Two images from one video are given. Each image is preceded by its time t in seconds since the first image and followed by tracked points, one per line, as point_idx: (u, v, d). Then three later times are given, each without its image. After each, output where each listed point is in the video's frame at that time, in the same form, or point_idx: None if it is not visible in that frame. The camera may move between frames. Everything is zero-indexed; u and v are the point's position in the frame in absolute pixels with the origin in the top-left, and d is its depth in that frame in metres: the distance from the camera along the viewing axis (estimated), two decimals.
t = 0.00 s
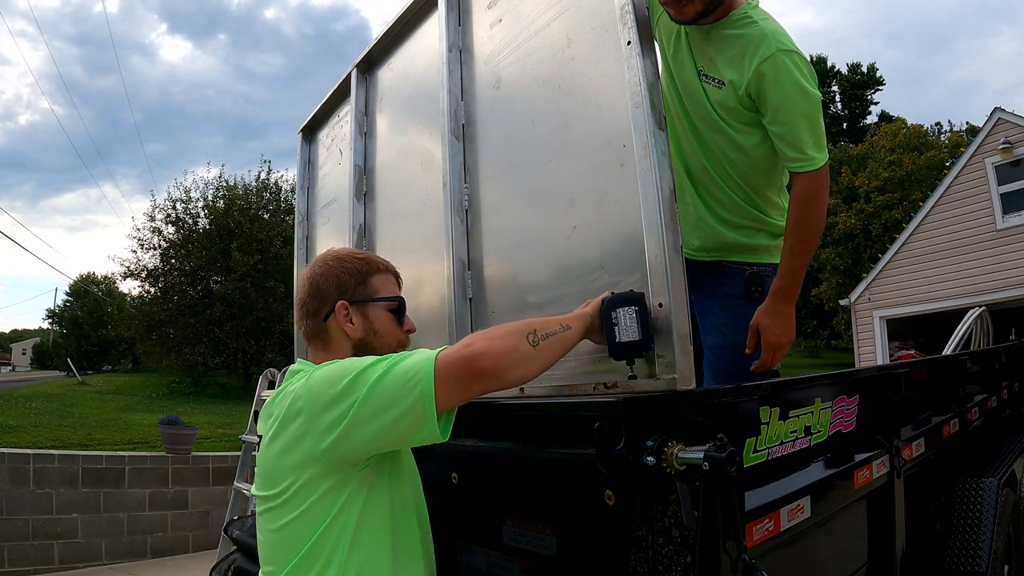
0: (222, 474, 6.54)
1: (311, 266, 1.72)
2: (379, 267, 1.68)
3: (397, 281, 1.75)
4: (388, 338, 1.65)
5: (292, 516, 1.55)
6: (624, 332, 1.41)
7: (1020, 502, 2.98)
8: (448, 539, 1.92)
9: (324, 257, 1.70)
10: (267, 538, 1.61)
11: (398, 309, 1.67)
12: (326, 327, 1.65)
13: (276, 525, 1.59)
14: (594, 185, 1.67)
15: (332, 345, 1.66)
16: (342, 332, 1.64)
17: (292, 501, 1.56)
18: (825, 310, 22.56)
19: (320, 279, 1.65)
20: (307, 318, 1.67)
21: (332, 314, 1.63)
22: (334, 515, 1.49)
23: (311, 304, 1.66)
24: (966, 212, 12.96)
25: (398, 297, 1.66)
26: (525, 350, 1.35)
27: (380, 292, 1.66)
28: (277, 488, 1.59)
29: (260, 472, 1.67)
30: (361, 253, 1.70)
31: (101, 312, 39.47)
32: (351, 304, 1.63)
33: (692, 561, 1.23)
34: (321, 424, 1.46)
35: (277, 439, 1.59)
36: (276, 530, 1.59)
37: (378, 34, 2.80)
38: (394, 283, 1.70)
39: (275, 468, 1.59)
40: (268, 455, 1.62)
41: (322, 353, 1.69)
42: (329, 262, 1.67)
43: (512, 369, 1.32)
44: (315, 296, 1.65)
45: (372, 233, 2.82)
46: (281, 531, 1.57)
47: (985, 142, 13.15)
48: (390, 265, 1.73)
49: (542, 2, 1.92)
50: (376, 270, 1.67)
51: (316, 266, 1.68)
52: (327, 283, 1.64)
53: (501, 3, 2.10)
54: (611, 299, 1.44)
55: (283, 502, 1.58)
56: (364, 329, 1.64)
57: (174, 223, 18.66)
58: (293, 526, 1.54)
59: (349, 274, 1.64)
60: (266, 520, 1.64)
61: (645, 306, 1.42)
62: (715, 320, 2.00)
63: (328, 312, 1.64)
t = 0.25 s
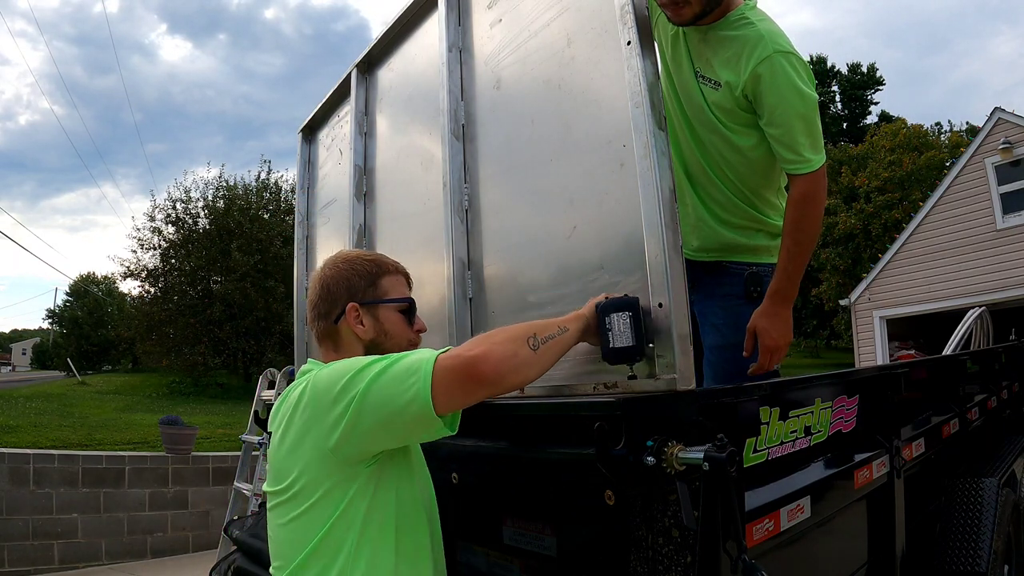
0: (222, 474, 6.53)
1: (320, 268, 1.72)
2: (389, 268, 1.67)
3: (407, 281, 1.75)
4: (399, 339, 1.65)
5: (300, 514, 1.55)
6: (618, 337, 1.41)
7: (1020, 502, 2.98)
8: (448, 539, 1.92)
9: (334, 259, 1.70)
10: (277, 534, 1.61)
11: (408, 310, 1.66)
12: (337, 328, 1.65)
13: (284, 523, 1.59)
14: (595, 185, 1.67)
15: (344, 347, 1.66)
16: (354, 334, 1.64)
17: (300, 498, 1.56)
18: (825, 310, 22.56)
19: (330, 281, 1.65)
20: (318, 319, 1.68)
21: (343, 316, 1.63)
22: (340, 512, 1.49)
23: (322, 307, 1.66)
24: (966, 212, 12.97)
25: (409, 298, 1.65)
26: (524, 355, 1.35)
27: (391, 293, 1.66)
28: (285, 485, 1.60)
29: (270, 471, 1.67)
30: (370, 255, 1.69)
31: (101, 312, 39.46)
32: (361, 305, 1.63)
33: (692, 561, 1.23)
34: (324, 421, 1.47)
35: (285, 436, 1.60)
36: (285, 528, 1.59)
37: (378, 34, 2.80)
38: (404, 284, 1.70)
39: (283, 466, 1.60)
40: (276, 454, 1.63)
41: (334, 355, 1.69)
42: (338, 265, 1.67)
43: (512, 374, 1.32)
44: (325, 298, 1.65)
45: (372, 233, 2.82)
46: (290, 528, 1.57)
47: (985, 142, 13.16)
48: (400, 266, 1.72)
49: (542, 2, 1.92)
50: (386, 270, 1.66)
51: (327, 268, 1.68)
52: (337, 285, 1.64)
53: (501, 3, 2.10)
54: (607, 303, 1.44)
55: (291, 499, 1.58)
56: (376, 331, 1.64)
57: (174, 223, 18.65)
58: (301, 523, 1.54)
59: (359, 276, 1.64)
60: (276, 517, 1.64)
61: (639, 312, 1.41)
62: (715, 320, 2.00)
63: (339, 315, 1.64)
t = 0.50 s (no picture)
0: (222, 474, 6.53)
1: (330, 271, 1.73)
2: (396, 272, 1.66)
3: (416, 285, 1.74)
4: (405, 344, 1.65)
5: (301, 509, 1.55)
6: (634, 338, 1.38)
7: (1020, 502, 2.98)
8: (448, 539, 1.92)
9: (342, 262, 1.70)
10: (277, 530, 1.61)
11: (415, 315, 1.66)
12: (344, 332, 1.66)
13: (284, 519, 1.60)
14: (594, 185, 1.67)
15: (350, 350, 1.67)
16: (360, 338, 1.64)
17: (300, 494, 1.56)
18: (825, 310, 22.57)
19: (337, 285, 1.65)
20: (325, 322, 1.69)
21: (350, 319, 1.63)
22: (341, 509, 1.50)
23: (329, 310, 1.67)
24: (965, 212, 12.97)
25: (415, 303, 1.65)
26: (527, 355, 1.35)
27: (398, 297, 1.65)
28: (287, 481, 1.60)
29: (272, 467, 1.68)
30: (378, 258, 1.68)
31: (101, 312, 39.45)
32: (368, 310, 1.63)
33: (692, 561, 1.23)
34: (327, 418, 1.47)
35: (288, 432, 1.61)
36: (285, 524, 1.59)
37: (378, 34, 2.80)
38: (411, 288, 1.69)
39: (285, 462, 1.61)
40: (279, 449, 1.64)
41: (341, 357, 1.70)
42: (346, 268, 1.66)
43: (515, 374, 1.32)
44: (333, 302, 1.66)
45: (372, 233, 2.82)
46: (290, 524, 1.57)
47: (985, 142, 13.16)
48: (408, 270, 1.72)
49: (541, 1, 1.92)
50: (393, 275, 1.66)
51: (335, 270, 1.69)
52: (344, 289, 1.64)
53: (501, 3, 2.10)
54: (621, 304, 1.40)
55: (292, 494, 1.58)
56: (381, 335, 1.63)
57: (174, 223, 18.65)
58: (301, 519, 1.55)
59: (366, 279, 1.64)
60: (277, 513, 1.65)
61: (656, 312, 1.39)
62: (715, 321, 2.00)
63: (346, 318, 1.65)
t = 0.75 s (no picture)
0: (222, 474, 6.53)
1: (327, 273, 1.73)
2: (394, 275, 1.66)
3: (414, 287, 1.74)
4: (401, 346, 1.64)
5: (300, 507, 1.55)
6: (603, 329, 1.42)
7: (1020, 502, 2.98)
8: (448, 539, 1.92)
9: (340, 265, 1.69)
10: (275, 527, 1.61)
11: (411, 318, 1.65)
12: (341, 334, 1.66)
13: (282, 517, 1.59)
14: (594, 185, 1.67)
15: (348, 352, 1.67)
16: (357, 341, 1.64)
17: (299, 492, 1.56)
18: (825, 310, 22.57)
19: (334, 287, 1.65)
20: (323, 324, 1.69)
21: (347, 322, 1.63)
22: (340, 509, 1.50)
23: (327, 312, 1.67)
24: (965, 212, 12.97)
25: (411, 306, 1.64)
26: (521, 360, 1.35)
27: (395, 300, 1.65)
28: (286, 479, 1.60)
29: (270, 465, 1.67)
30: (375, 260, 1.68)
31: (101, 312, 39.45)
32: (365, 312, 1.63)
33: (692, 561, 1.23)
34: (328, 417, 1.47)
35: (288, 429, 1.61)
36: (282, 522, 1.59)
37: (378, 34, 2.80)
38: (408, 291, 1.69)
39: (284, 460, 1.60)
40: (277, 447, 1.64)
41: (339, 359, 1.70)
42: (343, 270, 1.66)
43: (511, 378, 1.33)
44: (331, 304, 1.66)
45: (372, 233, 2.82)
46: (288, 522, 1.57)
47: (985, 142, 13.16)
48: (406, 272, 1.71)
49: (542, 1, 1.92)
50: (391, 278, 1.65)
51: (332, 273, 1.69)
52: (340, 291, 1.64)
53: (501, 3, 2.10)
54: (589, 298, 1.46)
55: (290, 492, 1.58)
56: (379, 336, 1.63)
57: (174, 223, 18.65)
58: (300, 517, 1.55)
59: (363, 282, 1.63)
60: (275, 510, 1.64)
61: (622, 303, 1.41)
62: (716, 321, 1.98)
63: (343, 320, 1.65)
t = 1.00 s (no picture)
0: (222, 474, 6.53)
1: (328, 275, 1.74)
2: (393, 279, 1.66)
3: (415, 291, 1.74)
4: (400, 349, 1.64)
5: (296, 506, 1.55)
6: (605, 336, 1.40)
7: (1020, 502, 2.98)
8: (448, 539, 1.92)
9: (340, 267, 1.70)
10: (275, 526, 1.62)
11: (410, 322, 1.65)
12: (340, 337, 1.66)
13: (280, 516, 1.60)
14: (594, 185, 1.67)
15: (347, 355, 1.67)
16: (356, 344, 1.64)
17: (296, 491, 1.56)
18: (825, 310, 22.59)
19: (333, 290, 1.65)
20: (322, 326, 1.69)
21: (346, 324, 1.63)
22: (335, 506, 1.50)
23: (326, 314, 1.67)
24: (965, 212, 12.97)
25: (411, 310, 1.64)
26: (511, 348, 1.35)
27: (393, 304, 1.65)
28: (283, 478, 1.60)
29: (269, 465, 1.68)
30: (376, 264, 1.68)
31: (101, 312, 39.45)
32: (364, 315, 1.63)
33: (692, 561, 1.22)
34: (321, 415, 1.48)
35: (283, 429, 1.61)
36: (280, 522, 1.60)
37: (378, 34, 2.80)
38: (408, 295, 1.68)
39: (281, 459, 1.61)
40: (274, 446, 1.64)
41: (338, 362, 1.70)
42: (343, 273, 1.66)
43: (497, 366, 1.32)
44: (330, 306, 1.66)
45: (372, 233, 2.82)
46: (286, 521, 1.57)
47: (985, 142, 13.16)
48: (407, 276, 1.71)
49: (542, 1, 1.92)
50: (391, 281, 1.65)
51: (333, 275, 1.69)
52: (340, 293, 1.64)
53: (501, 3, 2.10)
54: (595, 301, 1.42)
55: (287, 491, 1.59)
56: (377, 339, 1.63)
57: (174, 223, 18.65)
58: (297, 516, 1.55)
59: (362, 285, 1.63)
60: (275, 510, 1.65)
61: (627, 311, 1.37)
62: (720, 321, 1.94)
63: (342, 323, 1.65)
